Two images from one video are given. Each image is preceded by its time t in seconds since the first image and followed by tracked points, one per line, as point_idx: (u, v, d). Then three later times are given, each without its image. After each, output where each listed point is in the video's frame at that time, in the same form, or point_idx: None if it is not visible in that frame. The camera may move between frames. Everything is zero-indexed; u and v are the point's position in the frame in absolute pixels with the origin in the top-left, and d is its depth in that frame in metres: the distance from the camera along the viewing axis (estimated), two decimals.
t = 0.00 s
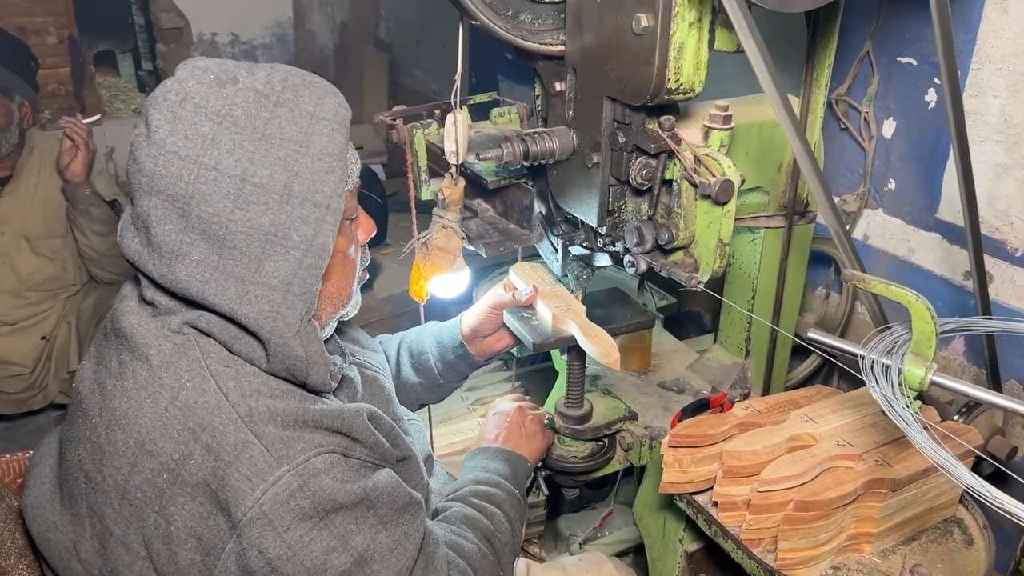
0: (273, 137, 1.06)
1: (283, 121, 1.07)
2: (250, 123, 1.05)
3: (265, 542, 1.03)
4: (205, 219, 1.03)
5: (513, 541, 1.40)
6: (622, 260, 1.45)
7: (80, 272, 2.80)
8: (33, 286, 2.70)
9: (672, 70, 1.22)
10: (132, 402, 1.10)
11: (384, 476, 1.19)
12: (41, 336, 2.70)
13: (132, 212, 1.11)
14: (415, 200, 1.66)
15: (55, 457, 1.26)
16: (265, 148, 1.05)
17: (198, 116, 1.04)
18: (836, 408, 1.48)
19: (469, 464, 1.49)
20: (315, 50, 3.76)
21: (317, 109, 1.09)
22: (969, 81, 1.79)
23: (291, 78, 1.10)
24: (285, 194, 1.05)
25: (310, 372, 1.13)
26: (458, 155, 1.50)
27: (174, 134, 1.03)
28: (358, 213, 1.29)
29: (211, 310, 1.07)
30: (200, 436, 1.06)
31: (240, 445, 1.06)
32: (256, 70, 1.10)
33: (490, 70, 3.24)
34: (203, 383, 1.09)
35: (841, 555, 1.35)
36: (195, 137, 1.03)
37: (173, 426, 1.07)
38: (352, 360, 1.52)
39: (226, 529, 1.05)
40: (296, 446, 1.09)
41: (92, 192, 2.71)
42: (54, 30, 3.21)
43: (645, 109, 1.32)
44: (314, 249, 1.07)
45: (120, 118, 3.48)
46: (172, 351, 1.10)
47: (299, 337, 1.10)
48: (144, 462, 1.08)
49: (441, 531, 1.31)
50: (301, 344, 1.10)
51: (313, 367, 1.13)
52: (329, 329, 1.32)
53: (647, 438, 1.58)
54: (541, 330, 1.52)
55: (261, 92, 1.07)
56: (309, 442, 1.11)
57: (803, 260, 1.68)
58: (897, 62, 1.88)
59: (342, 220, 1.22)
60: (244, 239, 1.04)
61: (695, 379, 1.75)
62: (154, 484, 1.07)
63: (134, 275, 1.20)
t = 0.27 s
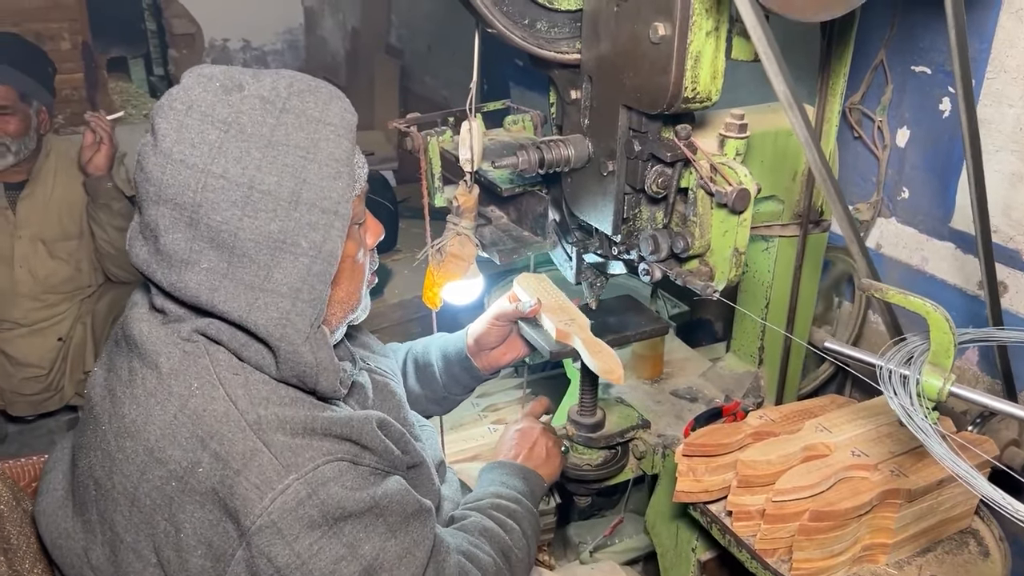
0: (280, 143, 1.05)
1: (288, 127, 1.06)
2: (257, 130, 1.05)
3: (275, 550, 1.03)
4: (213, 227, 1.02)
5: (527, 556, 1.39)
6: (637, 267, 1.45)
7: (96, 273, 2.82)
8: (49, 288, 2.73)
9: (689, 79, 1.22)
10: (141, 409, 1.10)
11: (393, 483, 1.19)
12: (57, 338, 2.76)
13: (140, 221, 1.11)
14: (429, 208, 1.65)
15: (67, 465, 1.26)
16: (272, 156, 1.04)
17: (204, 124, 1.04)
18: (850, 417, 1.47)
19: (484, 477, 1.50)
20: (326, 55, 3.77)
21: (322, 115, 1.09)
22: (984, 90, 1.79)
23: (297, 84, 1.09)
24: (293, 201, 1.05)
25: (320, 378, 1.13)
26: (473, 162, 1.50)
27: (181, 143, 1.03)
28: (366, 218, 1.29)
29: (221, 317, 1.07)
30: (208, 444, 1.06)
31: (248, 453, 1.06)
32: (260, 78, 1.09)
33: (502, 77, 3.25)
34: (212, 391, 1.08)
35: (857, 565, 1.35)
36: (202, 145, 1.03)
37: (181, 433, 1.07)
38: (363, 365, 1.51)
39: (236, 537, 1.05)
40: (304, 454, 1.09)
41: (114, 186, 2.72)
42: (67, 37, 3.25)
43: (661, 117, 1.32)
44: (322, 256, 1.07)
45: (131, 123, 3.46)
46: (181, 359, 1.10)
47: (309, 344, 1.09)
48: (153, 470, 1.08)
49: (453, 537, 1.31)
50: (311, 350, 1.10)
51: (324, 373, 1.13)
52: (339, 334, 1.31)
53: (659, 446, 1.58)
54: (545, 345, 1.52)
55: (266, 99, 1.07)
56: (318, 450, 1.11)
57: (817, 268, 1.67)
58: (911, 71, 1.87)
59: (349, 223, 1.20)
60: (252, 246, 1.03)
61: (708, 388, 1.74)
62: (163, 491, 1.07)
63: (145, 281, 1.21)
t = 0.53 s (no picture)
0: (295, 150, 1.05)
1: (303, 135, 1.06)
2: (271, 137, 1.05)
3: (291, 562, 1.03)
4: (228, 234, 1.02)
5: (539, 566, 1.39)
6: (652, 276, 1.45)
7: (111, 282, 2.84)
8: (66, 296, 2.75)
9: (706, 88, 1.22)
10: (157, 418, 1.10)
11: (407, 493, 1.18)
12: (72, 345, 2.78)
13: (154, 229, 1.11)
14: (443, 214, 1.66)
15: (81, 472, 1.26)
16: (287, 163, 1.05)
17: (219, 131, 1.04)
18: (867, 427, 1.46)
19: (499, 486, 1.49)
20: (337, 61, 3.79)
21: (336, 121, 1.09)
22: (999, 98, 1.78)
23: (309, 91, 1.10)
24: (309, 207, 1.05)
25: (335, 386, 1.13)
26: (487, 169, 1.50)
27: (195, 150, 1.02)
28: (377, 224, 1.29)
29: (236, 325, 1.08)
30: (225, 454, 1.06)
31: (264, 462, 1.06)
32: (273, 85, 1.10)
33: (513, 84, 3.25)
34: (228, 400, 1.09)
35: None
36: (216, 153, 1.03)
37: (197, 443, 1.07)
38: (377, 372, 1.51)
39: (252, 547, 1.05)
40: (321, 464, 1.09)
41: (132, 198, 2.73)
42: (81, 42, 3.28)
43: (677, 126, 1.32)
44: (337, 263, 1.07)
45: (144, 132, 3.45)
46: (196, 368, 1.10)
47: (325, 352, 1.10)
48: (169, 479, 1.08)
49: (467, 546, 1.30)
50: (327, 358, 1.11)
51: (339, 381, 1.13)
52: (351, 341, 1.31)
53: (672, 454, 1.58)
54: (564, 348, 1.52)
55: (280, 106, 1.07)
56: (334, 459, 1.11)
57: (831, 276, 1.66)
58: (925, 79, 1.87)
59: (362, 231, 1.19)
60: (268, 254, 1.03)
61: (721, 397, 1.74)
62: (179, 501, 1.07)
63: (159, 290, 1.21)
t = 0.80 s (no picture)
0: (314, 159, 1.06)
1: (323, 144, 1.07)
2: (291, 145, 1.06)
3: (307, 566, 1.04)
4: (245, 240, 1.02)
5: None
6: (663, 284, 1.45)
7: (121, 287, 2.85)
8: (72, 302, 2.75)
9: (719, 98, 1.22)
10: (177, 424, 1.10)
11: (423, 501, 1.19)
12: (82, 350, 2.79)
13: (171, 233, 1.11)
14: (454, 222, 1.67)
15: (93, 479, 1.27)
16: (306, 171, 1.05)
17: (240, 138, 1.04)
18: (880, 437, 1.46)
19: (519, 499, 1.50)
20: (346, 67, 3.79)
21: (355, 132, 1.10)
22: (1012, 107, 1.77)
23: (330, 101, 1.11)
24: (326, 216, 1.05)
25: (350, 394, 1.13)
26: (499, 177, 1.51)
27: (216, 156, 1.03)
28: (391, 235, 1.30)
29: (252, 331, 1.07)
30: (243, 458, 1.06)
31: (283, 467, 1.06)
32: (294, 93, 1.11)
33: (522, 90, 3.26)
34: (247, 405, 1.08)
35: None
36: (237, 159, 1.03)
37: (216, 447, 1.08)
38: (388, 379, 1.51)
39: (269, 552, 1.05)
40: (338, 469, 1.09)
41: (143, 205, 2.75)
42: (92, 47, 3.30)
43: (690, 135, 1.32)
44: (353, 272, 1.07)
45: (152, 137, 3.50)
46: (213, 374, 1.10)
47: (339, 359, 1.10)
48: (188, 483, 1.08)
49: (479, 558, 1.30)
50: (341, 366, 1.10)
51: (354, 390, 1.13)
52: (362, 350, 1.31)
53: (683, 463, 1.57)
54: (584, 351, 1.53)
55: (301, 115, 1.08)
56: (352, 465, 1.11)
57: (842, 284, 1.66)
58: (937, 87, 1.86)
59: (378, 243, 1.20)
60: (284, 261, 1.03)
61: (732, 405, 1.73)
62: (197, 506, 1.08)
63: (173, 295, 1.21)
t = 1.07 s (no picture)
0: (326, 161, 1.06)
1: (336, 146, 1.07)
2: (304, 147, 1.05)
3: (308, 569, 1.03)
4: (255, 239, 1.02)
5: None
6: (672, 290, 1.44)
7: (125, 290, 2.85)
8: (79, 304, 2.77)
9: (729, 103, 1.22)
10: (182, 425, 1.10)
11: (427, 506, 1.18)
12: (87, 352, 2.79)
13: (183, 231, 1.11)
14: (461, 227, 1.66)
15: (100, 480, 1.27)
16: (318, 173, 1.05)
17: (253, 138, 1.04)
18: (889, 444, 1.45)
19: (528, 507, 1.51)
20: (353, 70, 3.85)
21: (368, 136, 1.09)
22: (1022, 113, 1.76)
23: (344, 105, 1.10)
24: (336, 218, 1.05)
25: (355, 396, 1.13)
26: (507, 182, 1.50)
27: (230, 155, 1.03)
28: (400, 241, 1.30)
29: (260, 331, 1.07)
30: (247, 460, 1.06)
31: (286, 469, 1.06)
32: (309, 96, 1.10)
33: (529, 95, 3.26)
34: (251, 407, 1.09)
35: None
36: (249, 158, 1.03)
37: (221, 449, 1.07)
38: (394, 384, 1.51)
39: (271, 555, 1.05)
40: (341, 473, 1.09)
41: (145, 209, 2.77)
42: (101, 51, 3.40)
43: (699, 140, 1.32)
44: (361, 274, 1.07)
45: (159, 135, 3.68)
46: (219, 375, 1.10)
47: (346, 361, 1.10)
48: (192, 485, 1.08)
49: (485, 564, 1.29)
50: (348, 368, 1.10)
51: (359, 391, 1.13)
52: (368, 354, 1.31)
53: (692, 469, 1.56)
54: (593, 357, 1.53)
55: (315, 117, 1.07)
56: (355, 469, 1.10)
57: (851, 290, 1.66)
58: (947, 93, 1.85)
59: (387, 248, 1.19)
60: (293, 262, 1.03)
61: (739, 411, 1.72)
62: (201, 507, 1.07)
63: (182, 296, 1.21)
